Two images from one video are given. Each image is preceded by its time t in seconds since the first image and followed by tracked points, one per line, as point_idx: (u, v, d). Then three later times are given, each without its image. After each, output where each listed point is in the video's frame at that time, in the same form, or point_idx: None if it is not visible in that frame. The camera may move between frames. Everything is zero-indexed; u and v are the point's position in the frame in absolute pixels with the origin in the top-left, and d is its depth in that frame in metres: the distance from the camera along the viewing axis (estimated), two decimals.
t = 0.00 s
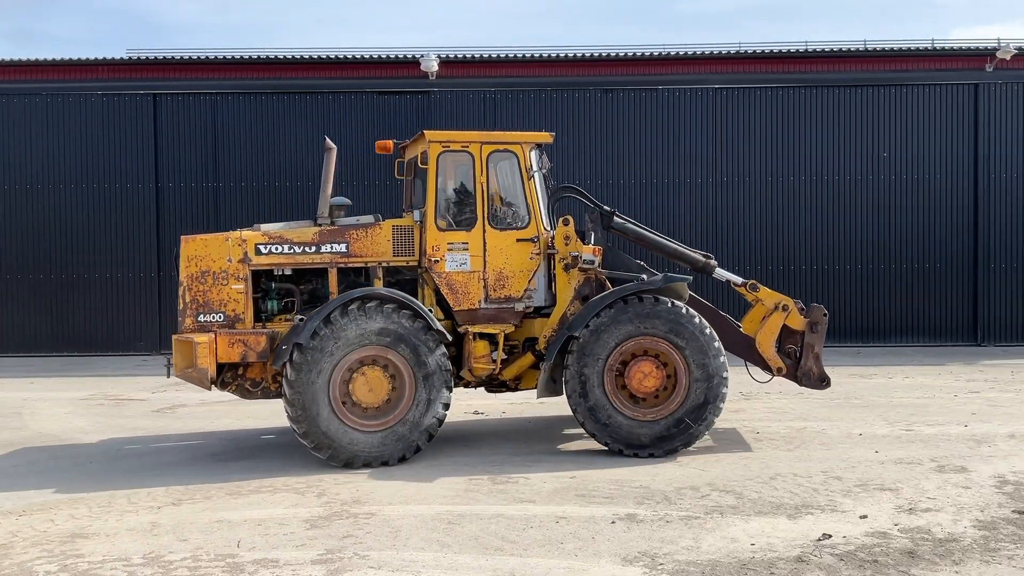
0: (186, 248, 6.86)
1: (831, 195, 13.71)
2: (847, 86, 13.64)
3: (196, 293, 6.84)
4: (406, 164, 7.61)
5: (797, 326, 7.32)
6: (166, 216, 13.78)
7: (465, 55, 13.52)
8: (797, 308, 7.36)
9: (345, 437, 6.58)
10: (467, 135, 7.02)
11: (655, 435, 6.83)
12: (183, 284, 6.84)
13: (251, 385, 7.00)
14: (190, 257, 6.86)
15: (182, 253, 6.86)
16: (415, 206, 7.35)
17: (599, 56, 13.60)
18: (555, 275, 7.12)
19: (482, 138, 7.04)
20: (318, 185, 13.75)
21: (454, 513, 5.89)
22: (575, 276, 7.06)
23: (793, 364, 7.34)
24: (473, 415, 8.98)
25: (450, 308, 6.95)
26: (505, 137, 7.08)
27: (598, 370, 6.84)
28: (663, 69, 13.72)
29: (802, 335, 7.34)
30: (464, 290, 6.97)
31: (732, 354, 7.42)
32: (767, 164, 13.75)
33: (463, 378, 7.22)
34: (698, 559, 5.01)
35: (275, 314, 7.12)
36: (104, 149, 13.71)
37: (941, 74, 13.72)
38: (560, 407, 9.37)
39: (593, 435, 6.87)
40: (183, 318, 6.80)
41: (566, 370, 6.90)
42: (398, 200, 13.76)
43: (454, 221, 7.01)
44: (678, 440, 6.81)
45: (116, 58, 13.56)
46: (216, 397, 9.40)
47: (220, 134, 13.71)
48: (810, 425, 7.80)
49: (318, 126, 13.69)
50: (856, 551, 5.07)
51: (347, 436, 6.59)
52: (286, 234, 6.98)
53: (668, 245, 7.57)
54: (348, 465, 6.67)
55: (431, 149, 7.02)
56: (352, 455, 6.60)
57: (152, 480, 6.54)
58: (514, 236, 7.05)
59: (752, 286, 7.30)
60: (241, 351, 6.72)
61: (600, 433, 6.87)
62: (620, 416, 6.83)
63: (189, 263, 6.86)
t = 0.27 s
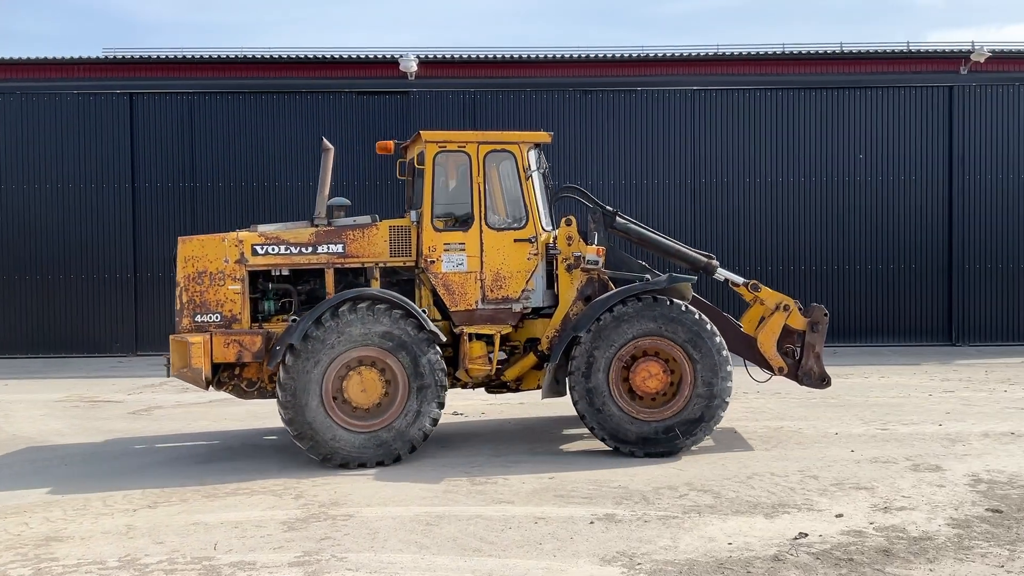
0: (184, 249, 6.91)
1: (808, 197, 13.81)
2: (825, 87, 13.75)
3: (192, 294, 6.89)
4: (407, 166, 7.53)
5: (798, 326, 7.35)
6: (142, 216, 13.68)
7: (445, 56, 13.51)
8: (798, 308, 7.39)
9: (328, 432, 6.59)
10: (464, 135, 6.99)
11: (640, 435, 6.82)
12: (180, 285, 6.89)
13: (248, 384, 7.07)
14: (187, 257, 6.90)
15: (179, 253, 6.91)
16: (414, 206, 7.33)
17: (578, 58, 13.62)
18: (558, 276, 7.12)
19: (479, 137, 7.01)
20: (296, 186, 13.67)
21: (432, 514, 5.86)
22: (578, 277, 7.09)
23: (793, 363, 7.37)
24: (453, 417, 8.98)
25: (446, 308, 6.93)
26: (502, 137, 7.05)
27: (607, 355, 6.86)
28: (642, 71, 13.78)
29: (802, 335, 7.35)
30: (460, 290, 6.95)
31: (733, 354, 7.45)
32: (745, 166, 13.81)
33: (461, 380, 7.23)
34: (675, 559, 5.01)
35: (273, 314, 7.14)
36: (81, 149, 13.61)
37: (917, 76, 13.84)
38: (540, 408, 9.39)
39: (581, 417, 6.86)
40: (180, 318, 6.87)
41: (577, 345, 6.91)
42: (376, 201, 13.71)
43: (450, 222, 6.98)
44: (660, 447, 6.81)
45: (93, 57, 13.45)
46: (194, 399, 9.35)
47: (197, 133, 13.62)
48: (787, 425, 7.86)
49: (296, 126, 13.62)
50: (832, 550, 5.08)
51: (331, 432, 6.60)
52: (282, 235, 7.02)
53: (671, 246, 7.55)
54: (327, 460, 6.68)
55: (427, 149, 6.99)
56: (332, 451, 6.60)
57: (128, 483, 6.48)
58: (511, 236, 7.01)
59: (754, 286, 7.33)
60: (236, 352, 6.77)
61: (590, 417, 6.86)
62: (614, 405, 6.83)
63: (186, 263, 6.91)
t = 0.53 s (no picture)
0: (187, 250, 6.94)
1: (791, 198, 13.88)
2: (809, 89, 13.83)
3: (196, 294, 6.93)
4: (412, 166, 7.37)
5: (803, 326, 7.37)
6: (124, 216, 13.58)
7: (430, 56, 13.50)
8: (803, 308, 7.41)
9: (319, 424, 6.59)
10: (465, 136, 6.99)
11: (632, 429, 6.81)
12: (183, 285, 6.92)
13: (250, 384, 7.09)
14: (191, 257, 6.93)
15: (182, 254, 6.94)
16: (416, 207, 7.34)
17: (563, 59, 13.64)
18: (565, 277, 7.15)
19: (480, 137, 7.02)
20: (279, 187, 13.62)
21: (417, 515, 5.84)
22: (585, 277, 7.12)
23: (799, 363, 7.38)
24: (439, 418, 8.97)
25: (448, 309, 6.90)
26: (503, 137, 7.05)
27: (624, 343, 6.87)
28: (627, 73, 13.82)
29: (808, 334, 7.37)
30: (461, 290, 6.92)
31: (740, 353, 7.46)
32: (729, 166, 13.87)
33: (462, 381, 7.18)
34: (660, 559, 5.01)
35: (275, 314, 7.16)
36: (63, 148, 13.52)
37: (899, 79, 13.94)
38: (527, 409, 9.39)
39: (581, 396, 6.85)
40: (184, 318, 6.90)
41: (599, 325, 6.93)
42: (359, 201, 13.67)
43: (452, 222, 6.97)
44: (648, 447, 6.81)
45: (74, 56, 13.36)
46: (177, 401, 9.30)
47: (179, 133, 13.54)
48: (771, 425, 7.90)
49: (280, 127, 13.57)
50: (815, 549, 5.10)
51: (322, 425, 6.59)
52: (285, 236, 7.04)
53: (677, 247, 7.54)
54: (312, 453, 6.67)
55: (429, 150, 6.99)
56: (318, 444, 6.60)
57: (110, 485, 6.43)
58: (513, 236, 6.98)
59: (760, 286, 7.35)
60: (238, 351, 6.78)
61: (590, 398, 6.85)
62: (617, 392, 6.83)
63: (190, 264, 6.94)
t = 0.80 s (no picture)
0: (195, 251, 7.05)
1: (779, 199, 13.93)
2: (797, 91, 13.89)
3: (204, 295, 7.03)
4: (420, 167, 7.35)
5: (812, 326, 7.41)
6: (110, 217, 13.51)
7: (418, 57, 13.49)
8: (812, 309, 7.46)
9: (317, 415, 6.61)
10: (470, 136, 6.96)
11: (631, 420, 6.80)
12: (192, 286, 7.03)
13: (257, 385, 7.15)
14: (199, 259, 7.04)
15: (191, 255, 7.05)
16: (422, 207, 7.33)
17: (552, 60, 13.65)
18: (575, 278, 7.15)
19: (486, 138, 6.99)
20: (266, 189, 13.58)
21: (405, 517, 5.82)
22: (596, 278, 7.12)
23: (808, 363, 7.38)
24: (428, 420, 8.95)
25: (454, 309, 6.87)
26: (509, 138, 7.01)
27: (647, 336, 6.87)
28: (615, 74, 13.83)
29: (816, 335, 7.42)
30: (468, 291, 6.90)
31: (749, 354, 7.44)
32: (717, 167, 13.90)
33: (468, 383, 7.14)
34: (648, 560, 5.02)
35: (282, 315, 7.21)
36: (49, 149, 13.46)
37: (886, 81, 14.02)
38: (517, 410, 9.40)
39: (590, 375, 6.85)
40: (192, 319, 7.02)
41: (629, 311, 6.94)
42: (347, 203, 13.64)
43: (457, 224, 6.95)
44: (639, 441, 6.81)
45: (59, 56, 13.27)
46: (163, 403, 9.25)
47: (165, 134, 13.47)
48: (758, 426, 7.92)
49: (268, 128, 13.53)
50: (803, 549, 5.12)
51: (320, 416, 6.62)
52: (291, 238, 7.10)
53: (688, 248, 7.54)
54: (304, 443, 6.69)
55: (435, 151, 6.98)
56: (312, 434, 6.61)
57: (96, 488, 6.40)
58: (519, 237, 6.94)
59: (769, 286, 7.38)
60: (244, 352, 6.85)
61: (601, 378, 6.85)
62: (628, 380, 6.82)
63: (198, 265, 7.04)
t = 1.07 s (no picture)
0: (205, 252, 7.03)
1: (768, 201, 13.98)
2: (787, 92, 13.93)
3: (213, 296, 7.01)
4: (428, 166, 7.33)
5: (821, 327, 7.44)
6: (99, 219, 13.47)
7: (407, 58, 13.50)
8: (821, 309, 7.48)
9: (320, 405, 6.61)
10: (477, 137, 6.94)
11: (635, 408, 6.79)
12: (201, 287, 7.02)
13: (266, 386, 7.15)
14: (209, 260, 7.02)
15: (201, 256, 7.04)
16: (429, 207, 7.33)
17: (541, 61, 13.67)
18: (586, 279, 7.14)
19: (494, 139, 6.96)
20: (254, 191, 13.55)
21: (395, 519, 5.81)
22: (606, 280, 7.13)
23: (817, 364, 7.41)
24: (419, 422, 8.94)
25: (461, 311, 6.88)
26: (516, 138, 6.99)
27: (672, 333, 6.88)
28: (604, 76, 13.87)
29: (825, 336, 7.45)
30: (475, 293, 6.90)
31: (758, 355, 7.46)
32: (706, 168, 13.93)
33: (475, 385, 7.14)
34: (638, 561, 5.02)
35: (291, 317, 7.17)
36: (38, 150, 13.41)
37: (872, 82, 14.11)
38: (509, 412, 9.39)
39: (607, 354, 6.85)
40: (201, 319, 7.00)
41: (661, 302, 6.97)
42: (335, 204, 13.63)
43: (465, 224, 6.95)
44: (637, 431, 6.80)
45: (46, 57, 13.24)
46: (152, 405, 9.21)
47: (154, 135, 13.43)
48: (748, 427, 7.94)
49: (257, 129, 13.51)
50: (791, 550, 5.13)
51: (322, 408, 6.60)
52: (300, 239, 7.10)
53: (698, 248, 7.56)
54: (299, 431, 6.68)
55: (442, 152, 6.95)
56: (309, 424, 6.60)
57: (84, 491, 6.36)
58: (527, 239, 6.95)
59: (779, 288, 7.40)
60: (252, 353, 6.84)
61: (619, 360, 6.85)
62: (644, 368, 6.82)
63: (207, 266, 7.03)
